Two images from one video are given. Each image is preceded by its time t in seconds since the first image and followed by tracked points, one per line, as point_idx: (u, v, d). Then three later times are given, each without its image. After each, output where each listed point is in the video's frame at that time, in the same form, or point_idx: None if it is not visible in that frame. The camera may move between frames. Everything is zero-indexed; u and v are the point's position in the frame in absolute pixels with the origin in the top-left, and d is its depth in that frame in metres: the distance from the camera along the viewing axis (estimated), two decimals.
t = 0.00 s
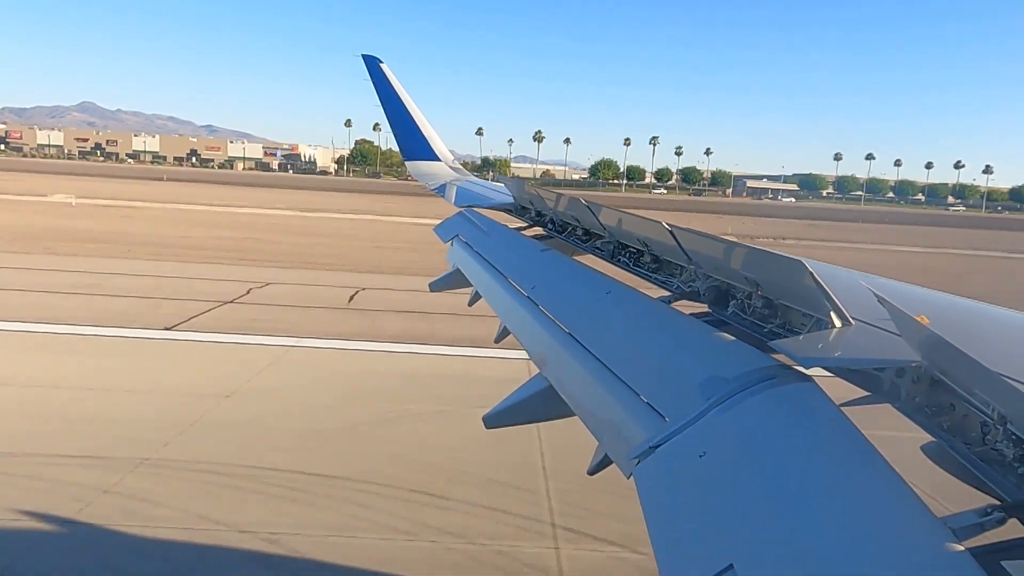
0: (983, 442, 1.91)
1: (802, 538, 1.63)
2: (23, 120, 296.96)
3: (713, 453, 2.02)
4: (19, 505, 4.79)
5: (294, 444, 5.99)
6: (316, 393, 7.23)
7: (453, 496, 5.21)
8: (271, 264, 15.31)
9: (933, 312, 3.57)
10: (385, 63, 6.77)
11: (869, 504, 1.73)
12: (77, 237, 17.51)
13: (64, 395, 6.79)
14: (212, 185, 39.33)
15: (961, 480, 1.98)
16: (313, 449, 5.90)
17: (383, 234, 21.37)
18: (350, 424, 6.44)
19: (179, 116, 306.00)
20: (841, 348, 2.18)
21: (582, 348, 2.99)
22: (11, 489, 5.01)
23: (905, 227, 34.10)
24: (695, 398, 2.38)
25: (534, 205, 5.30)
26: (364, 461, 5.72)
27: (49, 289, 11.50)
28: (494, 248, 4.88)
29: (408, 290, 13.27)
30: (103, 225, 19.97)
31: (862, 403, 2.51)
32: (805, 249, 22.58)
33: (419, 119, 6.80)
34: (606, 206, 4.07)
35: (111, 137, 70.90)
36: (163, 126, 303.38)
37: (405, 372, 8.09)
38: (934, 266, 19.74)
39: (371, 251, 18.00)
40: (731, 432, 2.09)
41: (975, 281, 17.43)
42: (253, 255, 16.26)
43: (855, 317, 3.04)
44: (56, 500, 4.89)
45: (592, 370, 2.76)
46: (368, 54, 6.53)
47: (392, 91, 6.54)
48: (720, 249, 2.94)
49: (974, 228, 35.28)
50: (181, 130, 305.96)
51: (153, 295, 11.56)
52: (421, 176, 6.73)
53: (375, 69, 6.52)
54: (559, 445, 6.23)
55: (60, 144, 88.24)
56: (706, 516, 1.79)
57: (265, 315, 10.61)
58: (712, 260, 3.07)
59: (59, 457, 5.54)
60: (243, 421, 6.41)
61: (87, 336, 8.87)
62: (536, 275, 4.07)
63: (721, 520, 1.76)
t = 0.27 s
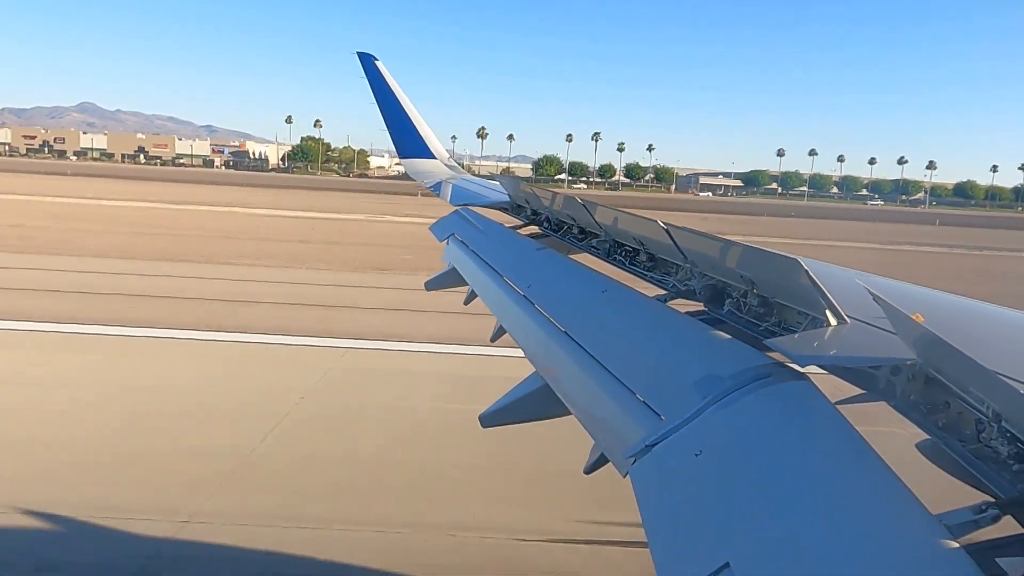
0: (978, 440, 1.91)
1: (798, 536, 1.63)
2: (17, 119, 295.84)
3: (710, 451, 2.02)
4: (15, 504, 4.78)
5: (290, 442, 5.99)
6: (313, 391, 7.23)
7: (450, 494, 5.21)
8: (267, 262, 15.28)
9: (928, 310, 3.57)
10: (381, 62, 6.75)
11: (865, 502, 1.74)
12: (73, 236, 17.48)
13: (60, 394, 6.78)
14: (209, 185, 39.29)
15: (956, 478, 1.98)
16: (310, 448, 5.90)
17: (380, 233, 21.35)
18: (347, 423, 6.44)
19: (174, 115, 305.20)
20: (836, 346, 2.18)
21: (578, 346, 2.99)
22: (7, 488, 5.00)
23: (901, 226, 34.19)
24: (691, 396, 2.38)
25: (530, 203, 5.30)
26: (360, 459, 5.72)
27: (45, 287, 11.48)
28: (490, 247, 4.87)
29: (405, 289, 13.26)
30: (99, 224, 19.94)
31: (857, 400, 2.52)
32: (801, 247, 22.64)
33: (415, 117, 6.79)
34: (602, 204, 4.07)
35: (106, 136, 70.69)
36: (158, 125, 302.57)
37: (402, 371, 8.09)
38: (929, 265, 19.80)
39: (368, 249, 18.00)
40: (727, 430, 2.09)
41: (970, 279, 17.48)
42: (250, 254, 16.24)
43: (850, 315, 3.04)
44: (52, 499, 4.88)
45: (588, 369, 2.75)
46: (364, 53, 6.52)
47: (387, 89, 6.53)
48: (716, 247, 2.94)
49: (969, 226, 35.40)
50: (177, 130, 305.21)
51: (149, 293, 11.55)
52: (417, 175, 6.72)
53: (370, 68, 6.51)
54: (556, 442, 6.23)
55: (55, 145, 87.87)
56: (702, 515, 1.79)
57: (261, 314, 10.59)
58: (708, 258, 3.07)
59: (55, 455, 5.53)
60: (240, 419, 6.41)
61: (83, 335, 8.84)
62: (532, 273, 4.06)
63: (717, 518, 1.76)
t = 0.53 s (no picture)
0: (974, 439, 1.92)
1: (794, 535, 1.63)
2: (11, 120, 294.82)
3: (706, 451, 2.03)
4: (12, 503, 4.77)
5: (287, 441, 5.98)
6: (310, 390, 7.22)
7: (448, 493, 5.22)
8: (264, 262, 15.26)
9: (924, 310, 3.58)
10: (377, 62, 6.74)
11: (862, 502, 1.74)
12: (69, 235, 17.44)
13: (56, 393, 6.76)
14: (204, 185, 39.22)
15: (951, 477, 1.99)
16: (307, 446, 5.89)
17: (377, 233, 21.33)
18: (343, 422, 6.43)
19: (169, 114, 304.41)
20: (833, 346, 2.19)
21: (574, 346, 2.99)
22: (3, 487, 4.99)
23: (896, 225, 34.27)
24: (688, 396, 2.38)
25: (526, 204, 5.30)
26: (358, 458, 5.71)
27: (40, 286, 11.46)
28: (487, 247, 4.87)
29: (402, 289, 13.25)
30: (95, 223, 19.90)
31: (853, 399, 2.53)
32: (797, 247, 22.67)
33: (411, 118, 6.79)
34: (598, 205, 4.08)
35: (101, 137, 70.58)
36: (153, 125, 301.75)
37: (399, 370, 8.08)
38: (925, 264, 19.84)
39: (364, 249, 17.98)
40: (724, 430, 2.09)
41: (966, 278, 17.53)
42: (246, 254, 16.21)
43: (846, 314, 3.05)
44: (49, 498, 4.87)
45: (584, 369, 2.76)
46: (359, 52, 6.51)
47: (383, 89, 6.52)
48: (711, 247, 2.95)
49: (964, 225, 35.50)
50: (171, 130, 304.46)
51: (145, 292, 11.53)
52: (413, 175, 6.71)
53: (366, 68, 6.50)
54: (553, 441, 6.24)
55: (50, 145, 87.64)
56: (698, 514, 1.80)
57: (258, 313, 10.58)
58: (704, 258, 3.07)
59: (51, 454, 5.52)
60: (237, 418, 6.40)
61: (79, 334, 8.83)
62: (529, 273, 4.06)
63: (713, 518, 1.77)
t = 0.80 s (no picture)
0: (970, 438, 1.92)
1: (792, 534, 1.64)
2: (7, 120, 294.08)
3: (704, 451, 2.03)
4: (9, 502, 4.76)
5: (285, 440, 5.98)
6: (308, 390, 7.21)
7: (446, 491, 5.21)
8: (262, 262, 15.24)
9: (921, 309, 3.59)
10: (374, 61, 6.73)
11: (859, 501, 1.74)
12: (66, 236, 17.42)
13: (53, 393, 6.75)
14: (202, 185, 39.19)
15: (948, 476, 2.00)
16: (305, 446, 5.88)
17: (375, 233, 21.30)
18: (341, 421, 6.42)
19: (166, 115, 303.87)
20: (829, 345, 2.19)
21: (572, 346, 3.00)
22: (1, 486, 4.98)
23: (894, 224, 34.32)
24: (686, 395, 2.39)
25: (524, 203, 5.31)
26: (356, 457, 5.71)
27: (38, 286, 11.45)
28: (484, 247, 4.87)
29: (400, 288, 13.24)
30: (93, 224, 19.89)
31: (849, 399, 2.53)
32: (795, 246, 22.70)
33: (408, 117, 6.78)
34: (595, 204, 4.08)
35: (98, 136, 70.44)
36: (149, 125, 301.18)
37: (397, 369, 8.08)
38: (923, 263, 19.87)
39: (362, 249, 17.97)
40: (721, 429, 2.10)
41: (964, 277, 17.56)
42: (244, 254, 16.21)
43: (842, 314, 3.05)
44: (46, 496, 4.86)
45: (582, 369, 2.76)
46: (356, 52, 6.51)
47: (381, 89, 6.52)
48: (708, 247, 2.95)
49: (961, 224, 35.58)
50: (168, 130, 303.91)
51: (143, 292, 11.52)
52: (410, 175, 6.71)
53: (363, 68, 6.50)
54: (550, 440, 6.23)
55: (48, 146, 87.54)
56: (696, 514, 1.80)
57: (256, 312, 10.57)
58: (700, 258, 3.08)
59: (49, 454, 5.51)
60: (234, 417, 6.39)
61: (77, 333, 8.82)
62: (527, 273, 4.06)
63: (711, 518, 1.77)
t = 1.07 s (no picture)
0: (966, 437, 1.93)
1: (786, 531, 1.64)
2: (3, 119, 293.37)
3: (701, 449, 2.03)
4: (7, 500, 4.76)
5: (282, 439, 5.97)
6: (306, 389, 7.20)
7: (444, 489, 5.21)
8: (259, 262, 15.23)
9: (917, 308, 3.60)
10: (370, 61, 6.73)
11: (853, 499, 1.75)
12: (63, 236, 17.41)
13: (50, 392, 6.74)
14: (199, 186, 39.18)
15: (944, 474, 2.01)
16: (303, 444, 5.88)
17: (372, 233, 21.29)
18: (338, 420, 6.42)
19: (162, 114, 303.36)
20: (826, 344, 2.19)
21: (569, 344, 3.00)
22: None
23: (890, 224, 34.42)
24: (683, 394, 2.39)
25: (521, 203, 5.31)
26: (355, 455, 5.71)
27: (35, 286, 11.43)
28: (481, 246, 4.87)
29: (397, 288, 13.24)
30: (90, 224, 19.88)
31: (845, 398, 2.54)
32: (792, 246, 22.74)
33: (405, 117, 6.78)
34: (592, 204, 4.08)
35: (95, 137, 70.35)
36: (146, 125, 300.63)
37: (394, 368, 8.07)
38: (919, 263, 19.92)
39: (359, 249, 17.98)
40: (718, 428, 2.10)
41: (960, 277, 17.63)
42: (241, 254, 16.21)
43: (839, 313, 3.06)
44: (43, 495, 4.85)
45: (579, 368, 2.76)
46: (353, 52, 6.50)
47: (378, 89, 6.52)
48: (705, 246, 2.96)
49: (957, 224, 35.69)
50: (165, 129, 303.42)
51: (140, 292, 11.51)
52: (407, 175, 6.70)
53: (359, 67, 6.49)
54: (548, 439, 6.23)
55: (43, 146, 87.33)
56: (692, 512, 1.81)
57: (253, 312, 10.56)
58: (697, 257, 3.09)
59: (46, 453, 5.50)
60: (232, 416, 6.39)
61: (74, 333, 8.80)
62: (524, 272, 4.06)
63: (707, 515, 1.77)
